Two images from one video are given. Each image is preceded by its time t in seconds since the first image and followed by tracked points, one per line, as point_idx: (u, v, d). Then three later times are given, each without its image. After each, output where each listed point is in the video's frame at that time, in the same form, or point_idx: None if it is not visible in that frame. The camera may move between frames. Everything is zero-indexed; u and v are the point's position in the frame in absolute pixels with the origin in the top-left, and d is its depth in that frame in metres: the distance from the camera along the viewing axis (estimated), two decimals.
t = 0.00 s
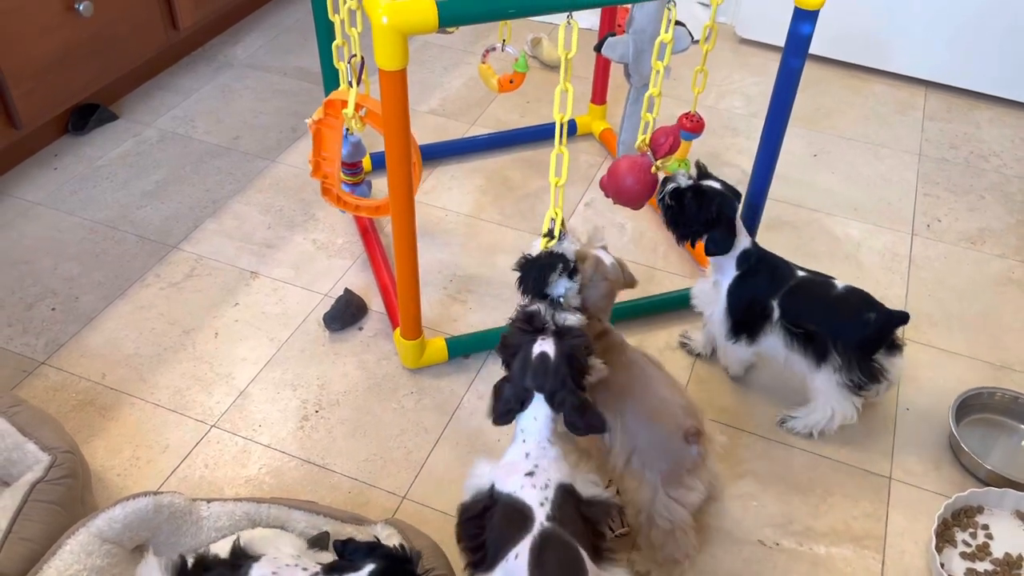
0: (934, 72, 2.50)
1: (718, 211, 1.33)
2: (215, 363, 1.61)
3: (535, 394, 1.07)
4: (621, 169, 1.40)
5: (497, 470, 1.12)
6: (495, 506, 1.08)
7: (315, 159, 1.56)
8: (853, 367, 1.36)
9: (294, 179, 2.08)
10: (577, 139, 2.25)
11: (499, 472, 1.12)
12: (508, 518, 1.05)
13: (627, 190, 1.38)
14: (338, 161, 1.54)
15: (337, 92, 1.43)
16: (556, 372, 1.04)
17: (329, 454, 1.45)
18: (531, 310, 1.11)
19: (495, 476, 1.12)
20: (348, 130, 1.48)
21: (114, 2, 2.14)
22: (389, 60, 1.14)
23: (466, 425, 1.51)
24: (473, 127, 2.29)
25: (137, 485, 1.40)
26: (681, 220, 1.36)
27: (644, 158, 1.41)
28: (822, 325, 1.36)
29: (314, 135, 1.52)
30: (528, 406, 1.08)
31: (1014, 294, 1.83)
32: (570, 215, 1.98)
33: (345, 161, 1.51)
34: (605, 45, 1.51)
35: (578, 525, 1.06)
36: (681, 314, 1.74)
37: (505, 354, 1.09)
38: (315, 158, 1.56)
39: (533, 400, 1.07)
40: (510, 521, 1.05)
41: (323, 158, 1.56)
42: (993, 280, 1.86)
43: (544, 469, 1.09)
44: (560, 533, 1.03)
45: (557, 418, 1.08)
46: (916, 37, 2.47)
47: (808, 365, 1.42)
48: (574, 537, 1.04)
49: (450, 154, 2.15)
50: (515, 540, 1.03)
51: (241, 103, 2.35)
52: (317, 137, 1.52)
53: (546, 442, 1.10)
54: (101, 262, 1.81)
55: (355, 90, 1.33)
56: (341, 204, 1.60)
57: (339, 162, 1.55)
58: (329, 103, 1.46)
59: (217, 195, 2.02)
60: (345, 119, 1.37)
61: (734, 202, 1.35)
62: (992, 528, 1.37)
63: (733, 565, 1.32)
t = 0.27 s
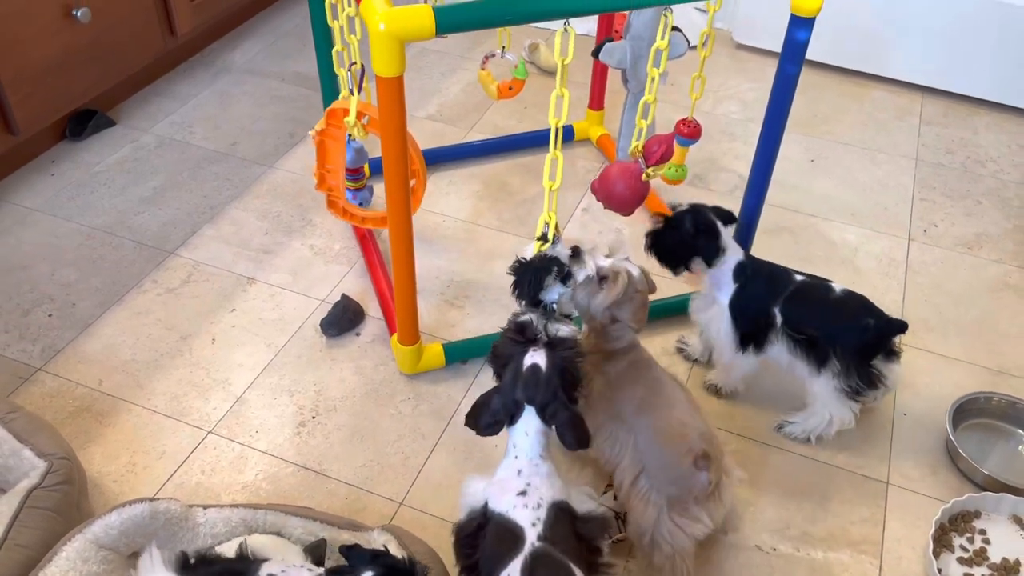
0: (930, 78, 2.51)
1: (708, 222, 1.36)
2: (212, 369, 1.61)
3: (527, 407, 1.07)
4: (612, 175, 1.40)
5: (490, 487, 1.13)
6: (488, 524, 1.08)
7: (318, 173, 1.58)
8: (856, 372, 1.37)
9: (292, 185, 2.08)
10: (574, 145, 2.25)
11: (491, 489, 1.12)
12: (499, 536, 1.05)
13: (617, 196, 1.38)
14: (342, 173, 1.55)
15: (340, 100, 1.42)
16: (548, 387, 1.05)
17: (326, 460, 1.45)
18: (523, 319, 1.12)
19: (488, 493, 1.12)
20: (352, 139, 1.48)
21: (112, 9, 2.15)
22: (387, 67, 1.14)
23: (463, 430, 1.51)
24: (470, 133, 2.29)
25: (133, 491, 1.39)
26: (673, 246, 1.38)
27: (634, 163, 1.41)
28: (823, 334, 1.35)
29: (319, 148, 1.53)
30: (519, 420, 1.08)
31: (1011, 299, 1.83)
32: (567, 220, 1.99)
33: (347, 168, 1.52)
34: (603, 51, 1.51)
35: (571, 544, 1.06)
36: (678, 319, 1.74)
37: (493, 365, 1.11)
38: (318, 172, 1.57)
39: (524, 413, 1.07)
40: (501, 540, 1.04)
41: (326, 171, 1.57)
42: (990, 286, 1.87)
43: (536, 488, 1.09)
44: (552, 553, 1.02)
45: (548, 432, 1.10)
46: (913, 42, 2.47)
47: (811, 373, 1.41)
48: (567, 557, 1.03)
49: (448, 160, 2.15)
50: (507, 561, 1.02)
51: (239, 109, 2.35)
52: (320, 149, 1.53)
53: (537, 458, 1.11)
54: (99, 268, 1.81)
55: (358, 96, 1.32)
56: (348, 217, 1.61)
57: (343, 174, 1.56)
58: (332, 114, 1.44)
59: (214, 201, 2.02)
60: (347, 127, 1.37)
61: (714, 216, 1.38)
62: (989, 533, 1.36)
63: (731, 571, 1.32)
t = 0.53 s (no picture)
0: (926, 83, 2.52)
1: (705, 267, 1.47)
2: (209, 375, 1.61)
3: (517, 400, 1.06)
4: (627, 183, 1.41)
5: (485, 493, 1.12)
6: (489, 532, 1.08)
7: (318, 182, 1.55)
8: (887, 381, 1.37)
9: (289, 190, 2.08)
10: (571, 150, 2.26)
11: (488, 496, 1.11)
12: (505, 546, 1.04)
13: (631, 205, 1.41)
14: (342, 179, 1.53)
15: (335, 108, 1.42)
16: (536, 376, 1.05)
17: (322, 466, 1.45)
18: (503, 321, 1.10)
19: (484, 499, 1.11)
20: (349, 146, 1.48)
21: (109, 15, 2.15)
22: (382, 73, 1.14)
23: (460, 436, 1.51)
24: (467, 138, 2.30)
25: (129, 497, 1.39)
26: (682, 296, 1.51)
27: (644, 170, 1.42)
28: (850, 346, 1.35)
29: (317, 157, 1.51)
30: (507, 417, 1.08)
31: (1007, 304, 1.84)
32: (564, 226, 1.99)
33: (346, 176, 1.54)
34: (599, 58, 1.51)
35: (574, 547, 1.07)
36: (675, 324, 1.74)
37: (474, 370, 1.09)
38: (317, 181, 1.55)
39: (513, 407, 1.06)
40: (507, 550, 1.04)
41: (326, 180, 1.55)
42: (985, 290, 1.87)
43: (534, 494, 1.08)
44: (559, 561, 1.03)
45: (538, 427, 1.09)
46: (908, 48, 2.49)
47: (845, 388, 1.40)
48: (574, 563, 1.04)
49: (445, 165, 2.15)
50: None
51: (236, 115, 2.36)
52: (318, 157, 1.51)
53: (530, 458, 1.11)
54: (95, 274, 1.81)
55: (353, 104, 1.33)
56: (348, 225, 1.60)
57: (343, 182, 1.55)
58: (328, 121, 1.44)
59: (211, 207, 2.02)
60: (342, 133, 1.38)
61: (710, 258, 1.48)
62: (985, 538, 1.37)
63: None
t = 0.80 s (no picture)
0: (919, 88, 2.53)
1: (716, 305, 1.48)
2: (204, 379, 1.61)
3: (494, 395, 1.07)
4: (620, 187, 1.41)
5: (469, 489, 1.13)
6: (473, 526, 1.08)
7: (306, 179, 1.57)
8: (898, 391, 1.37)
9: (285, 195, 2.09)
10: (566, 155, 2.27)
11: (472, 491, 1.12)
12: (490, 539, 1.05)
13: (623, 209, 1.40)
14: (330, 179, 1.55)
15: (328, 109, 1.43)
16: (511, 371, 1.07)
17: (317, 470, 1.45)
18: (473, 322, 1.13)
19: (468, 494, 1.12)
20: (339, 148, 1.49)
21: (106, 21, 2.16)
22: (376, 78, 1.15)
23: (455, 439, 1.51)
24: (463, 143, 2.31)
25: (124, 501, 1.39)
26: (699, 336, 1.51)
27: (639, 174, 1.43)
28: (859, 355, 1.36)
29: (306, 155, 1.53)
30: (485, 415, 1.09)
31: (1000, 307, 1.84)
32: (559, 230, 2.00)
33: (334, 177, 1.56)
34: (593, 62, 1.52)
35: (559, 538, 1.07)
36: (669, 328, 1.75)
37: (450, 372, 1.11)
38: (306, 177, 1.57)
39: (490, 403, 1.08)
40: (492, 542, 1.04)
41: (314, 177, 1.57)
42: (979, 294, 1.88)
43: (516, 486, 1.09)
44: (543, 552, 1.04)
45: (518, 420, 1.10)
46: (902, 53, 2.50)
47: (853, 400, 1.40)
48: (558, 553, 1.04)
49: (440, 170, 2.16)
50: (500, 567, 1.02)
51: (232, 120, 2.36)
52: (308, 155, 1.52)
53: (511, 452, 1.12)
54: (91, 278, 1.81)
55: (346, 107, 1.34)
56: (334, 223, 1.61)
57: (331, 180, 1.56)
58: (318, 122, 1.45)
59: (207, 211, 2.02)
60: (335, 136, 1.38)
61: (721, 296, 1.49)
62: (978, 541, 1.37)
63: None
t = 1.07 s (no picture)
0: (913, 91, 2.54)
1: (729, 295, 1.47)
2: (199, 382, 1.61)
3: (494, 416, 1.06)
4: (597, 188, 1.42)
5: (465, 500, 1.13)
6: (467, 539, 1.09)
7: (298, 177, 1.58)
8: (884, 399, 1.37)
9: (280, 198, 2.09)
10: (562, 157, 2.27)
11: (466, 503, 1.12)
12: (481, 551, 1.05)
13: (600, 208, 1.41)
14: (321, 179, 1.57)
15: (321, 111, 1.44)
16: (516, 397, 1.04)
17: (312, 472, 1.45)
18: (477, 329, 1.08)
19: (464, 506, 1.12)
20: (332, 150, 1.50)
21: (101, 23, 2.16)
22: (370, 80, 1.15)
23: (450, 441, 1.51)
24: (458, 146, 2.31)
25: (118, 503, 1.39)
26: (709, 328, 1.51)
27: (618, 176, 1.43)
28: (845, 362, 1.36)
29: (298, 154, 1.55)
30: (485, 432, 1.08)
31: (993, 309, 1.85)
32: (554, 232, 2.00)
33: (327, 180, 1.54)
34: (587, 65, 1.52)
35: (551, 551, 1.07)
36: (665, 330, 1.75)
37: (454, 380, 1.08)
38: (298, 176, 1.58)
39: (492, 423, 1.07)
40: (483, 555, 1.05)
41: (307, 176, 1.58)
42: (972, 296, 1.89)
43: (510, 499, 1.09)
44: (533, 566, 1.04)
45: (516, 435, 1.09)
46: (896, 57, 2.51)
47: (836, 409, 1.40)
48: (548, 567, 1.04)
49: (436, 172, 2.16)
50: None
51: (228, 122, 2.36)
52: (300, 155, 1.55)
53: (507, 465, 1.11)
54: (86, 281, 1.81)
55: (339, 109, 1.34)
56: (325, 222, 1.61)
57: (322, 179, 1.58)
58: (313, 122, 1.50)
59: (202, 214, 2.02)
60: (329, 138, 1.38)
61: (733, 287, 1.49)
62: (971, 542, 1.37)
63: None
